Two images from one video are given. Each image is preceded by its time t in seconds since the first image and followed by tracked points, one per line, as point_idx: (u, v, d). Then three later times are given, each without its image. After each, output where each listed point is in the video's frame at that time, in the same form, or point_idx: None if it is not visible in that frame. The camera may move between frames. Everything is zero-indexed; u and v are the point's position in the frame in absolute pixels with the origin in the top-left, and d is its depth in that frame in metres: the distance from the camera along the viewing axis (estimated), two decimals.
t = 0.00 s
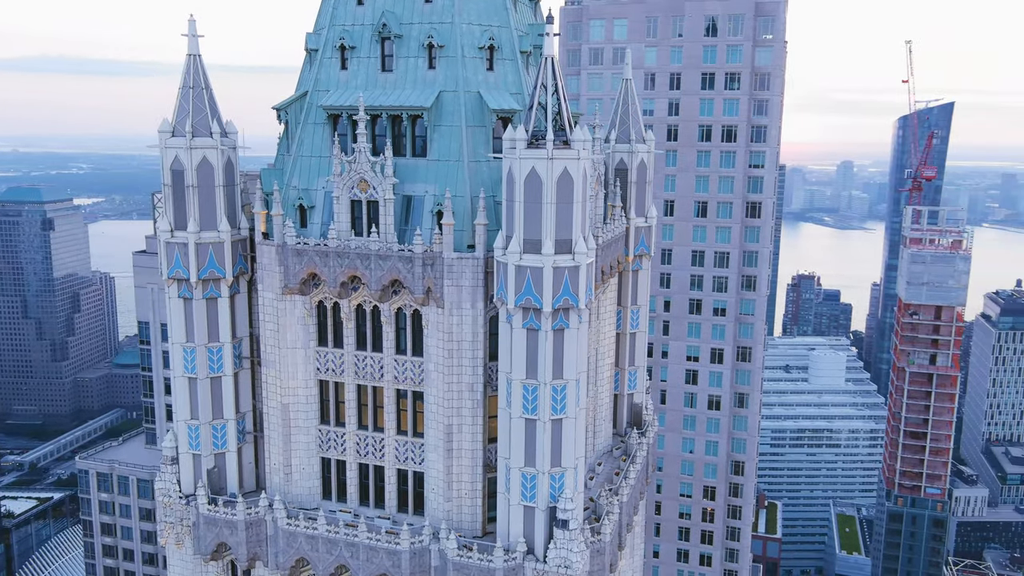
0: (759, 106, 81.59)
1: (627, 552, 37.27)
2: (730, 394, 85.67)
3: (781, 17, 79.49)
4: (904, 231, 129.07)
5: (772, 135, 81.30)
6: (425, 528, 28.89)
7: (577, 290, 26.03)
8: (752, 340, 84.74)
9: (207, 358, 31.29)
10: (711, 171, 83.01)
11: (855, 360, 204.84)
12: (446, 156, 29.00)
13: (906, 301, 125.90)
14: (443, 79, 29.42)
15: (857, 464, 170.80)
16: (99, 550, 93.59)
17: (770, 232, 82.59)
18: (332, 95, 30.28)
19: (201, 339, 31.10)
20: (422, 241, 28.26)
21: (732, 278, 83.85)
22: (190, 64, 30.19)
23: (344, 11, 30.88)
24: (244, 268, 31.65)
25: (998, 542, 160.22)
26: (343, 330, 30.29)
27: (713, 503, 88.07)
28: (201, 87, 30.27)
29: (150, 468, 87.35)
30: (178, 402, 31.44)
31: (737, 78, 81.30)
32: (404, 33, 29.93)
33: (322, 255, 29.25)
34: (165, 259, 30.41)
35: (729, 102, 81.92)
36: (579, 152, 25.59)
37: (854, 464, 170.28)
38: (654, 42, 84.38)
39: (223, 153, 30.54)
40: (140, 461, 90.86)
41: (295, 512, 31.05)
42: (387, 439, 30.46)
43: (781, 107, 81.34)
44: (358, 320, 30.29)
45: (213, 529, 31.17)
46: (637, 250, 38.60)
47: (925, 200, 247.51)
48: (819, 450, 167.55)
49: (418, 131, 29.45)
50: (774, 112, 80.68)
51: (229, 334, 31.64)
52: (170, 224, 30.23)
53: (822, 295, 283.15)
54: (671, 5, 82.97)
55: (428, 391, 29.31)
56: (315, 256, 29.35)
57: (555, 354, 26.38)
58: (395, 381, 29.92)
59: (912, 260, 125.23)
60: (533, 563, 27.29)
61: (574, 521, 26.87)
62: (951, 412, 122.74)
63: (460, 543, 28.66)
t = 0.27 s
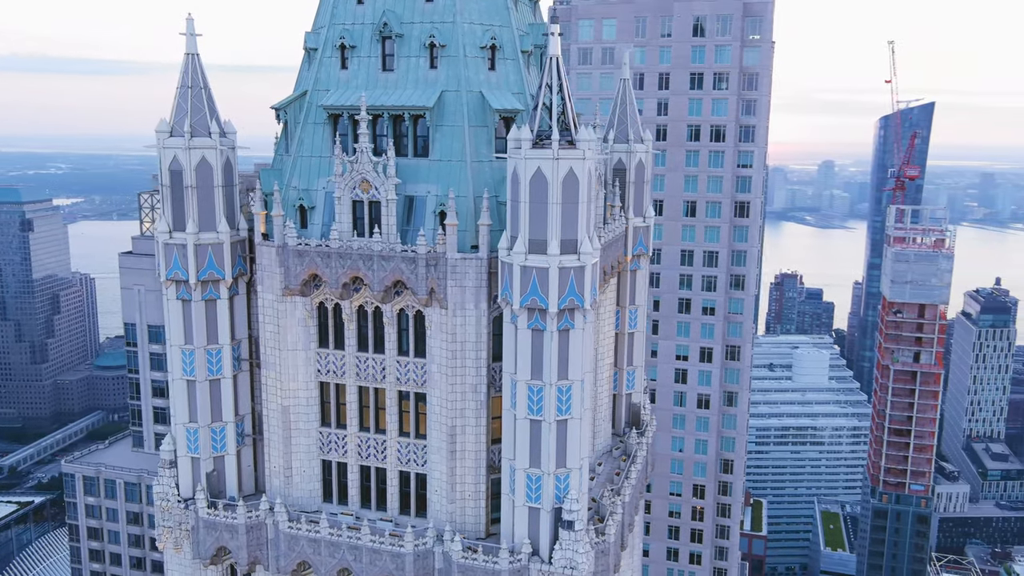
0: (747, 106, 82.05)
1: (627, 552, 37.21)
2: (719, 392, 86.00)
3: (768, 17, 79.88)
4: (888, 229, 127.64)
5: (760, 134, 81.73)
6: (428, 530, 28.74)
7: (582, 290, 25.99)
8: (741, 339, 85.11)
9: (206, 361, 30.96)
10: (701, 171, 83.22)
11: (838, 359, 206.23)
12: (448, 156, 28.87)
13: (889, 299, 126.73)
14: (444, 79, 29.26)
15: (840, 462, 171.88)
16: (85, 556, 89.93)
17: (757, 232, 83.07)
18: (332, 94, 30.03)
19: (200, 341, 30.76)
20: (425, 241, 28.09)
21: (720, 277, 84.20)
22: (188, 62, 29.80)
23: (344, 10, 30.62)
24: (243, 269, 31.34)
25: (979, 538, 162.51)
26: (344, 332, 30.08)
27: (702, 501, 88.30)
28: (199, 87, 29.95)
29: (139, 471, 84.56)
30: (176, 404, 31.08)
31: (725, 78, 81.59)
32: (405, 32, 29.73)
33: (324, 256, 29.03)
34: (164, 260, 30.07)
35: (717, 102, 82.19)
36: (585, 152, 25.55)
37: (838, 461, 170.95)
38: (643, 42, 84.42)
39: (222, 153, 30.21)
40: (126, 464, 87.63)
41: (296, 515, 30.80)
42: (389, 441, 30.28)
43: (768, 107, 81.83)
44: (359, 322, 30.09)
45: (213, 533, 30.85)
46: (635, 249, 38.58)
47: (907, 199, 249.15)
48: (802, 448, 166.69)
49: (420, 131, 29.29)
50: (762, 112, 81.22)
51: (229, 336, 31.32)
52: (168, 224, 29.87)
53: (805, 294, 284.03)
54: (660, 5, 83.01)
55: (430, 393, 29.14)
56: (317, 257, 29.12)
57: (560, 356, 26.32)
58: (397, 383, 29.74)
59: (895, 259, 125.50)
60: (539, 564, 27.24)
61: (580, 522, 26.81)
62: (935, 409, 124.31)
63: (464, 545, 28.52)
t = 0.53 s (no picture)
0: (734, 106, 82.52)
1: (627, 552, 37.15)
2: (708, 391, 86.27)
3: (756, 17, 80.33)
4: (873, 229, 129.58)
5: (748, 134, 82.26)
6: (432, 532, 28.61)
7: (587, 291, 25.93)
8: (730, 338, 85.62)
9: (206, 363, 30.64)
10: (689, 170, 83.42)
11: (821, 357, 207.51)
12: (450, 156, 28.74)
13: (873, 298, 127.66)
14: (446, 78, 29.12)
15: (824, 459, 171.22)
16: (72, 560, 87.95)
17: (746, 231, 83.50)
18: (333, 94, 29.79)
19: (199, 343, 30.43)
20: (429, 243, 27.96)
21: (709, 277, 84.53)
22: (186, 62, 29.45)
23: (344, 9, 30.39)
24: (243, 271, 31.03)
25: (960, 534, 164.16)
26: (345, 334, 29.86)
27: (691, 500, 88.52)
28: (197, 87, 29.61)
29: (126, 474, 82.14)
30: (175, 408, 30.74)
31: (713, 78, 81.89)
32: (406, 32, 29.55)
33: (326, 257, 28.80)
34: (162, 261, 29.72)
35: (706, 102, 82.45)
36: (590, 152, 25.48)
37: (821, 459, 171.13)
38: (631, 42, 84.56)
39: (220, 154, 29.86)
40: (114, 469, 85.18)
41: (297, 518, 30.53)
42: (391, 443, 30.12)
43: (756, 107, 82.33)
44: (361, 323, 29.85)
45: (213, 538, 30.51)
46: (634, 249, 38.61)
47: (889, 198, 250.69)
48: (787, 446, 168.01)
49: (422, 131, 29.13)
50: (749, 112, 81.76)
51: (228, 339, 31.01)
52: (167, 225, 29.52)
53: (788, 293, 285.37)
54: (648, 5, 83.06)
55: (433, 395, 29.01)
56: (318, 258, 28.89)
57: (564, 356, 26.22)
58: (399, 385, 29.56)
59: (879, 257, 126.18)
60: (544, 566, 27.16)
61: (586, 523, 26.72)
62: (919, 407, 125.24)
63: (468, 548, 28.36)
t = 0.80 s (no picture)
0: (723, 106, 82.91)
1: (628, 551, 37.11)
2: (697, 390, 86.52)
3: (744, 18, 80.86)
4: (857, 228, 131.32)
5: (736, 134, 82.67)
6: (436, 535, 28.47)
7: (593, 292, 25.86)
8: (719, 337, 86.00)
9: (205, 366, 30.32)
10: (678, 170, 83.57)
11: (805, 355, 208.48)
12: (453, 157, 28.60)
13: (858, 296, 128.46)
14: (448, 79, 28.95)
15: (808, 456, 171.12)
16: (58, 565, 85.49)
17: (734, 231, 83.89)
18: (333, 94, 29.54)
19: (198, 346, 30.10)
20: (433, 243, 27.83)
21: (698, 276, 84.75)
22: (185, 62, 29.13)
23: (345, 8, 30.17)
24: (242, 273, 30.72)
25: (942, 529, 165.36)
26: (347, 336, 29.64)
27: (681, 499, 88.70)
28: (196, 87, 29.30)
29: (113, 477, 80.41)
30: (173, 411, 30.41)
31: (702, 78, 82.20)
32: (407, 32, 29.39)
33: (327, 259, 28.58)
34: (160, 264, 29.38)
35: (694, 102, 82.71)
36: (595, 153, 25.43)
37: (806, 457, 170.85)
38: (620, 43, 84.65)
39: (220, 155, 29.57)
40: (102, 472, 83.45)
41: (299, 522, 30.29)
42: (393, 445, 29.91)
43: (744, 107, 82.78)
44: (362, 324, 29.63)
45: (214, 542, 30.20)
46: (632, 250, 38.51)
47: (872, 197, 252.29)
48: (772, 443, 168.66)
49: (424, 131, 28.97)
50: (738, 112, 82.21)
51: (227, 341, 30.69)
52: (165, 227, 29.19)
53: (772, 291, 286.32)
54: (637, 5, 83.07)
55: (436, 396, 28.85)
56: (320, 260, 28.65)
57: (569, 357, 26.17)
58: (402, 387, 29.38)
59: (864, 256, 126.77)
60: (550, 567, 27.06)
61: (592, 524, 26.65)
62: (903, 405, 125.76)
63: (473, 550, 28.22)
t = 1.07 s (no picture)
0: (711, 106, 83.21)
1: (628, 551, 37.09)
2: (687, 389, 86.71)
3: (732, 18, 81.18)
4: (842, 227, 131.41)
5: (724, 134, 82.93)
6: (440, 537, 28.29)
7: (598, 293, 25.81)
8: (708, 336, 86.20)
9: (204, 370, 29.97)
10: (667, 170, 83.75)
11: (788, 354, 209.54)
12: (455, 158, 28.46)
13: (842, 295, 129.02)
14: (450, 79, 28.80)
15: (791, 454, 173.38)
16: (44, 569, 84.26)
17: (723, 230, 84.16)
18: (334, 94, 29.28)
19: (196, 349, 29.74)
20: (436, 244, 27.69)
21: (687, 275, 84.92)
22: (183, 61, 28.79)
23: (345, 7, 29.92)
24: (241, 274, 30.43)
25: (925, 525, 167.41)
26: (348, 338, 29.43)
27: (670, 497, 88.88)
28: (195, 86, 28.99)
29: (100, 481, 78.87)
30: (172, 415, 30.08)
31: (690, 78, 82.40)
32: (408, 31, 29.20)
33: (329, 260, 28.37)
34: (159, 265, 29.02)
35: (683, 102, 82.89)
36: (601, 154, 25.39)
37: (790, 454, 172.98)
38: (609, 43, 85.00)
39: (219, 155, 29.29)
40: (89, 476, 81.89)
41: (300, 525, 30.03)
42: (395, 448, 29.70)
43: (732, 107, 83.09)
44: (364, 326, 29.41)
45: (213, 547, 29.90)
46: (630, 250, 38.38)
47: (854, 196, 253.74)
48: (756, 442, 169.09)
49: (426, 132, 28.80)
50: (726, 112, 82.44)
51: (225, 343, 30.35)
52: (164, 229, 28.87)
53: (755, 290, 287.16)
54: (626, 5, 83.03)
55: (439, 398, 28.69)
56: (322, 261, 28.45)
57: (574, 358, 26.09)
58: (404, 388, 29.19)
59: (848, 255, 126.72)
60: (556, 569, 26.97)
61: (597, 525, 26.58)
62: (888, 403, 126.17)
63: (478, 552, 28.10)
